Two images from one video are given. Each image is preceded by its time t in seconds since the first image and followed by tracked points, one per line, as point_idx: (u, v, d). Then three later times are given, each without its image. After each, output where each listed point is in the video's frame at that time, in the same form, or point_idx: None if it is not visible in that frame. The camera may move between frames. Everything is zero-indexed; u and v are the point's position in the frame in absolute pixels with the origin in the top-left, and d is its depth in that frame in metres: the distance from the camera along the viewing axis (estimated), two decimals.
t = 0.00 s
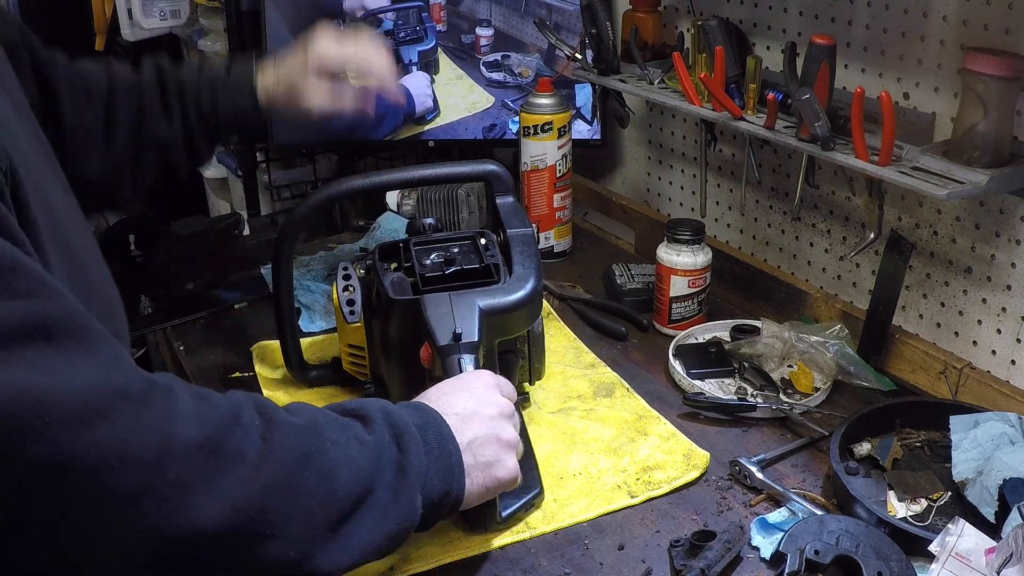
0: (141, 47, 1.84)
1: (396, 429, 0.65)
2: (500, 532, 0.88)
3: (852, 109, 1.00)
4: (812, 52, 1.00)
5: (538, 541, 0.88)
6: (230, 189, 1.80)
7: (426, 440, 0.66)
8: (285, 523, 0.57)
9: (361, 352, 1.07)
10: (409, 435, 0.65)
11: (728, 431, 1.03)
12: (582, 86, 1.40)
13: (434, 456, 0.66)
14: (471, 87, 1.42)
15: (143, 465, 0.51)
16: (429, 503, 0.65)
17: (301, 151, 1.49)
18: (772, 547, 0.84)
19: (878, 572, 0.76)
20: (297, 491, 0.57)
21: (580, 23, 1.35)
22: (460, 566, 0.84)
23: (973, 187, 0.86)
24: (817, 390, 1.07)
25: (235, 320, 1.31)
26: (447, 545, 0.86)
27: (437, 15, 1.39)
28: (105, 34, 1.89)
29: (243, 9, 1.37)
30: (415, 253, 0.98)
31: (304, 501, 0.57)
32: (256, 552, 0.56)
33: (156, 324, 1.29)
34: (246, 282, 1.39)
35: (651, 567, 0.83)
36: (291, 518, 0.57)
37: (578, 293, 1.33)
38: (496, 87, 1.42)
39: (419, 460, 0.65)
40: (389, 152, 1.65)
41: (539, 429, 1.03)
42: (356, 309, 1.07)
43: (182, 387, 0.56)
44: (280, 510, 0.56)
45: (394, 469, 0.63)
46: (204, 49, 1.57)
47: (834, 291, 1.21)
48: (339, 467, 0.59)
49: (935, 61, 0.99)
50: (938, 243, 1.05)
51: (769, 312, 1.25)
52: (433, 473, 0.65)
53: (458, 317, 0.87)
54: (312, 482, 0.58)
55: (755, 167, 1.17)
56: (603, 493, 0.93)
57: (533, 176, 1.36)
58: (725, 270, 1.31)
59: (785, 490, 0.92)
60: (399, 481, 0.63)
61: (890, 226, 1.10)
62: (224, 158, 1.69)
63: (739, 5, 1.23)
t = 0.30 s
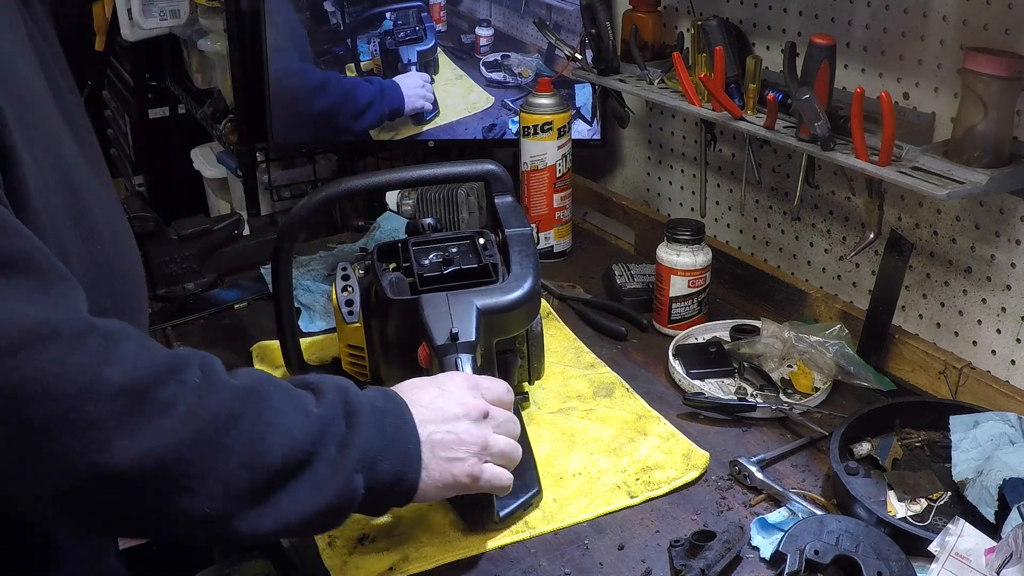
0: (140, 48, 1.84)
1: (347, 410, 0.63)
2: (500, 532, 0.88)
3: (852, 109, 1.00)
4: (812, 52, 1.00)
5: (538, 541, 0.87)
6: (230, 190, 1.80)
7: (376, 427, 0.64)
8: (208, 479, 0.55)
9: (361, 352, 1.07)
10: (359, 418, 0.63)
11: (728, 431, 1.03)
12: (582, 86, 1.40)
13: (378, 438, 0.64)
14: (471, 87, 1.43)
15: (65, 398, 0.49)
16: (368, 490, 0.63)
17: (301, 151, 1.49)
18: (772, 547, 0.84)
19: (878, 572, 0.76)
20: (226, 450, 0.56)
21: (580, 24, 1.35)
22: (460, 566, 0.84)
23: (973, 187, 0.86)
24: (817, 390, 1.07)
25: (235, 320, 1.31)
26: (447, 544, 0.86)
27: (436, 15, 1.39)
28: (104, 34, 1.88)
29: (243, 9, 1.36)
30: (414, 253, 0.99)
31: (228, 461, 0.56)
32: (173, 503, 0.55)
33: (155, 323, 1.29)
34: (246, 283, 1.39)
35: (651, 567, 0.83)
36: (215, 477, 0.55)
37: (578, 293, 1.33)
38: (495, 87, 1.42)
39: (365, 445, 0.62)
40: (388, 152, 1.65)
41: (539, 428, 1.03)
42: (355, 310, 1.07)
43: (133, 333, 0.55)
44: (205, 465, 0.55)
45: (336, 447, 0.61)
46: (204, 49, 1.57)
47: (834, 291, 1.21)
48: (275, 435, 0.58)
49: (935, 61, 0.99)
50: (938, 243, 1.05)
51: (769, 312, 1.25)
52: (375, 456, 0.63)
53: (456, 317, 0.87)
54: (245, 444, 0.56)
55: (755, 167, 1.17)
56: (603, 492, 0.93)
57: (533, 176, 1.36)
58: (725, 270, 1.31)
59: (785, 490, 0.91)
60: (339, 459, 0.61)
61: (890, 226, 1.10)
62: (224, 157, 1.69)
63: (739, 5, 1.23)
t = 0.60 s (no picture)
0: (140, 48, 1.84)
1: (267, 377, 0.57)
2: (500, 532, 0.88)
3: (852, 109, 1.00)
4: (812, 52, 1.00)
5: (538, 541, 0.88)
6: (231, 190, 1.80)
7: (293, 399, 0.57)
8: (97, 433, 0.51)
9: (361, 352, 1.07)
10: (278, 388, 0.57)
11: (728, 432, 1.03)
12: (582, 86, 1.40)
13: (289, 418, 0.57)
14: (471, 87, 1.42)
15: None
16: (281, 466, 0.56)
17: (301, 151, 1.49)
18: (772, 547, 0.84)
19: (878, 572, 0.76)
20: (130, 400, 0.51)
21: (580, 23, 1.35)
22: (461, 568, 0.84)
23: (973, 187, 0.86)
24: (817, 390, 1.07)
25: (236, 320, 1.31)
26: (447, 544, 0.86)
27: (437, 15, 1.39)
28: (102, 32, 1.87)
29: (243, 11, 1.37)
30: (415, 253, 0.99)
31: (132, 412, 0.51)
32: (64, 450, 0.51)
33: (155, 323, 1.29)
34: (246, 283, 1.39)
35: (651, 567, 0.84)
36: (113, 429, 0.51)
37: (578, 293, 1.33)
38: (496, 87, 1.42)
39: (277, 417, 0.56)
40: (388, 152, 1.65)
41: (539, 429, 1.03)
42: (356, 309, 1.07)
43: (59, 280, 0.52)
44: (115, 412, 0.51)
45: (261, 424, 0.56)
46: (204, 49, 1.57)
47: (834, 291, 1.22)
48: (178, 395, 0.52)
49: (935, 61, 0.99)
50: (938, 243, 1.05)
51: (769, 312, 1.25)
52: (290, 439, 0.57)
53: (458, 315, 0.87)
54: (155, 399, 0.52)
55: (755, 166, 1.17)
56: (604, 493, 0.93)
57: (534, 176, 1.36)
58: (725, 270, 1.31)
59: (785, 490, 0.92)
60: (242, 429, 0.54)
61: (890, 226, 1.10)
62: (224, 158, 1.69)
63: (739, 5, 1.23)
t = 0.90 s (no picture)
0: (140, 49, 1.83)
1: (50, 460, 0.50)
2: (500, 532, 0.88)
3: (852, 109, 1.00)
4: (812, 52, 1.00)
5: (538, 541, 0.88)
6: (231, 190, 1.80)
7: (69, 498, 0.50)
8: None
9: (361, 352, 1.07)
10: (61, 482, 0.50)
11: (728, 431, 1.03)
12: (582, 86, 1.40)
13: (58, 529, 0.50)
14: (471, 87, 1.42)
15: None
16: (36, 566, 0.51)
17: (301, 151, 1.49)
18: (772, 547, 0.84)
19: (878, 572, 0.76)
20: None
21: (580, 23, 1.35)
22: (461, 567, 0.84)
23: (974, 187, 0.86)
24: (817, 390, 1.07)
25: (236, 320, 1.30)
26: (447, 544, 0.86)
27: (437, 15, 1.39)
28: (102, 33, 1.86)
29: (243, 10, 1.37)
30: (415, 253, 0.98)
31: None
32: None
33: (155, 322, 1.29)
34: (246, 283, 1.39)
35: (652, 567, 0.83)
36: None
37: (578, 293, 1.33)
38: (496, 87, 1.42)
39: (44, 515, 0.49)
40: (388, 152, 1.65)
41: (539, 429, 1.03)
42: (356, 309, 1.07)
43: None
44: None
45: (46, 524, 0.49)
46: (204, 49, 1.57)
47: (834, 291, 1.22)
48: None
49: (935, 61, 0.99)
50: (938, 243, 1.05)
51: (769, 312, 1.25)
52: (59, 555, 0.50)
53: (458, 315, 0.87)
54: None
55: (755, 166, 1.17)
56: (604, 492, 0.93)
57: (533, 176, 1.36)
58: (725, 270, 1.31)
59: (785, 490, 0.92)
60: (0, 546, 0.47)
61: (890, 226, 1.10)
62: (224, 158, 1.69)
63: (739, 5, 1.23)
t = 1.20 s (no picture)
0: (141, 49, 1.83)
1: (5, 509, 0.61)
2: (500, 532, 0.88)
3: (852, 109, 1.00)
4: (812, 52, 1.00)
5: (538, 541, 0.87)
6: (231, 190, 1.80)
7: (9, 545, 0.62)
8: None
9: (361, 352, 1.07)
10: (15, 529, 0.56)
11: (728, 431, 1.03)
12: (582, 86, 1.40)
13: None
14: (471, 87, 1.42)
15: None
16: None
17: (301, 151, 1.49)
18: (772, 547, 0.84)
19: (878, 572, 0.76)
20: None
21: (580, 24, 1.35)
22: (461, 567, 0.84)
23: (973, 187, 0.86)
24: (817, 390, 1.07)
25: (236, 320, 1.30)
26: (447, 544, 0.86)
27: (437, 15, 1.39)
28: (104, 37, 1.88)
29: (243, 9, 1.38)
30: (415, 253, 0.98)
31: None
32: None
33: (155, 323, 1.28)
34: (246, 283, 1.39)
35: (651, 567, 0.83)
36: None
37: (578, 293, 1.33)
38: (496, 87, 1.42)
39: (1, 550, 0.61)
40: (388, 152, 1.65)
41: (539, 428, 1.03)
42: (356, 309, 1.07)
43: None
44: None
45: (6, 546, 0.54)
46: (204, 50, 1.57)
47: (834, 291, 1.22)
48: None
49: (935, 61, 0.99)
50: (938, 243, 1.05)
51: (769, 312, 1.25)
52: None
53: (458, 315, 0.87)
54: None
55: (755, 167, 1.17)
56: (603, 492, 0.93)
57: (533, 176, 1.36)
58: (725, 270, 1.31)
59: (785, 490, 0.92)
60: None
61: (890, 226, 1.10)
62: (224, 158, 1.69)
63: (739, 5, 1.23)
